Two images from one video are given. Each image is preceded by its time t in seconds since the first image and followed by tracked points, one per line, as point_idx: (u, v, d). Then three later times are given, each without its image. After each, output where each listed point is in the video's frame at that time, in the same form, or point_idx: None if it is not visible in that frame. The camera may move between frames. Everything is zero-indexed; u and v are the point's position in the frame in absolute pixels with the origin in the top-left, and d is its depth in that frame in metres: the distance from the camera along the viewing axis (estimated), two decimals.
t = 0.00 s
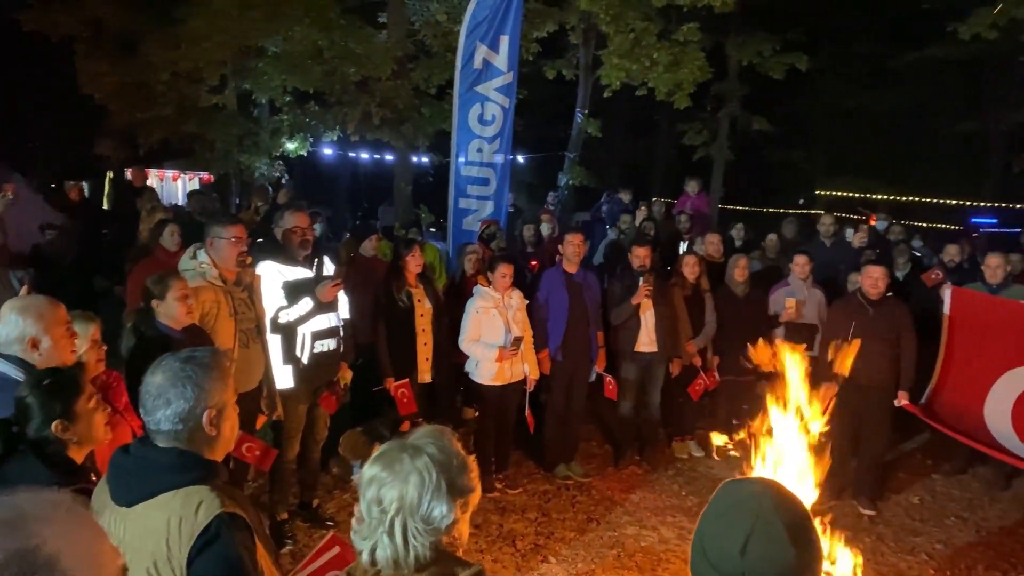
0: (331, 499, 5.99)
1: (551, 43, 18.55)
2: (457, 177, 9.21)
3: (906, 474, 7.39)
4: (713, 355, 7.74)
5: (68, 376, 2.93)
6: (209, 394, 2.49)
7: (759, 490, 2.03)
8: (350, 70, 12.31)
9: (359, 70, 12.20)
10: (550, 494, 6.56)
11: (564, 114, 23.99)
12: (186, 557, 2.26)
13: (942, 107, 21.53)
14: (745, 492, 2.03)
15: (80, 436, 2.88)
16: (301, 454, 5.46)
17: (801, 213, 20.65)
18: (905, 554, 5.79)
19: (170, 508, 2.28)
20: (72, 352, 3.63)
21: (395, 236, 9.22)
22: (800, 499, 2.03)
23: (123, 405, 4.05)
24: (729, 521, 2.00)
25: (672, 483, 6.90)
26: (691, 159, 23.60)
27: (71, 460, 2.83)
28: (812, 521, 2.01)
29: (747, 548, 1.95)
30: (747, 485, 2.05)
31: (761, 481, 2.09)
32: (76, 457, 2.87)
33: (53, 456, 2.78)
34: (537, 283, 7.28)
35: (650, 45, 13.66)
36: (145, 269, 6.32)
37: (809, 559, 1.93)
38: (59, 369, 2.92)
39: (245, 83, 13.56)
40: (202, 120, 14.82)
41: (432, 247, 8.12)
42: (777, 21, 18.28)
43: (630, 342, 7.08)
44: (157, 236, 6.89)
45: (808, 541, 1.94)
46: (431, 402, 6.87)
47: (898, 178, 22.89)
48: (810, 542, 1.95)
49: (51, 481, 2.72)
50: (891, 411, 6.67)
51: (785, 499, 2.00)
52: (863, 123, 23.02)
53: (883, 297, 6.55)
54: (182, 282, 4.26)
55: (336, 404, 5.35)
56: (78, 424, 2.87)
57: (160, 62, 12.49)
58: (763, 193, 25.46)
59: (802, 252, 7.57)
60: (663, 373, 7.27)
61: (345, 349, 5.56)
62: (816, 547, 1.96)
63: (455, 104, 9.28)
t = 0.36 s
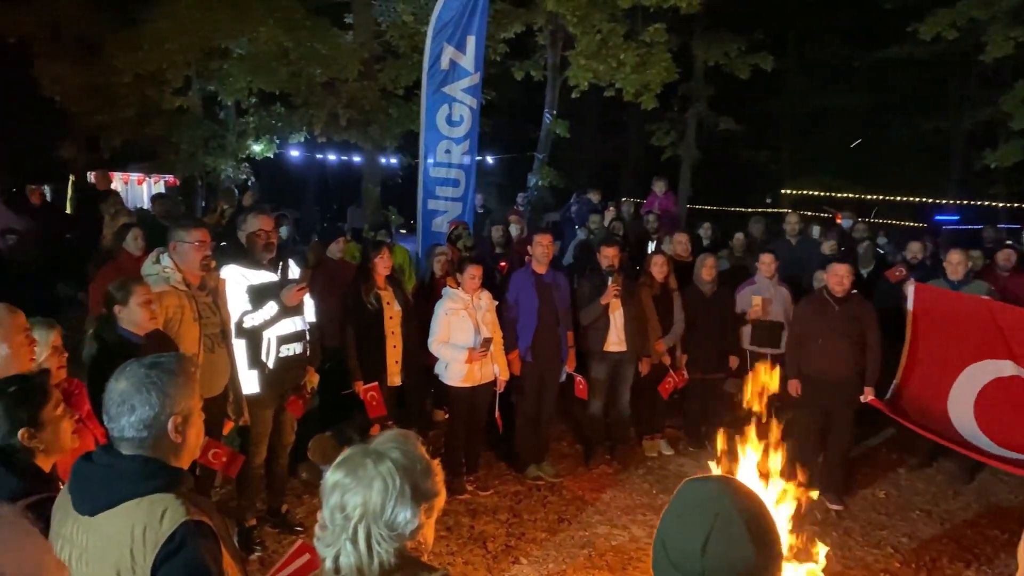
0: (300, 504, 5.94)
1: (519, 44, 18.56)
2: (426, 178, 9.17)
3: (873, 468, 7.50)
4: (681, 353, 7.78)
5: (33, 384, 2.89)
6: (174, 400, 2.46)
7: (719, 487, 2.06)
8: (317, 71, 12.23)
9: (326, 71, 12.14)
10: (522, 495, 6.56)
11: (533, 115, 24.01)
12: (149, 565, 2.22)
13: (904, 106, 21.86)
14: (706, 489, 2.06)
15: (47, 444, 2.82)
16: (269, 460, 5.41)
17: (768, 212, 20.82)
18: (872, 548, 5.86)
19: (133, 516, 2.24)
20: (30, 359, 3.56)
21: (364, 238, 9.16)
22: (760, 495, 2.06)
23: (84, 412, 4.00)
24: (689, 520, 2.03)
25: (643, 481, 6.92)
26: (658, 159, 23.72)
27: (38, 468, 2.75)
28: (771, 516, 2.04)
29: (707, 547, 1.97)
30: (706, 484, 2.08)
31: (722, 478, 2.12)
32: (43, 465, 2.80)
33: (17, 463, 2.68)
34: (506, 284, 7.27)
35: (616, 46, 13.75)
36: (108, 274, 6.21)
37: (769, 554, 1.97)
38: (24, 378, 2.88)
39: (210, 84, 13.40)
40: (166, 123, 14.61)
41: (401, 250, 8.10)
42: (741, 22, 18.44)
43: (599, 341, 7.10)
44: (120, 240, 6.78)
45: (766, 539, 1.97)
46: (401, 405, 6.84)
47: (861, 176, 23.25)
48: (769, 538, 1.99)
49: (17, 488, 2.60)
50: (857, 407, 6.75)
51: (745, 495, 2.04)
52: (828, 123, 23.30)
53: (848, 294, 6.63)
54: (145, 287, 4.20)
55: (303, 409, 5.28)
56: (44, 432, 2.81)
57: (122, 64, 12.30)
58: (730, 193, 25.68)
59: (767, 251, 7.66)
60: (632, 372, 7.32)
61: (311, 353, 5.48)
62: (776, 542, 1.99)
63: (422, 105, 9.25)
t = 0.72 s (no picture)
0: (263, 510, 5.87)
1: (482, 45, 18.54)
2: (390, 180, 9.12)
3: (834, 463, 7.60)
4: (645, 352, 7.82)
5: None
6: (125, 408, 2.42)
7: (673, 489, 2.09)
8: (278, 72, 12.10)
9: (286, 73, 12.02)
10: (488, 496, 6.55)
11: (496, 116, 23.99)
12: None
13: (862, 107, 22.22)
14: (659, 491, 2.09)
15: None
16: (231, 465, 5.34)
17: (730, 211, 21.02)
18: (834, 541, 5.94)
19: (83, 526, 2.19)
20: None
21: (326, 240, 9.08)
22: (711, 492, 2.10)
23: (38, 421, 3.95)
24: (642, 520, 2.06)
25: (608, 480, 6.95)
26: (622, 160, 23.83)
27: None
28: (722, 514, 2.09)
29: (660, 547, 2.00)
30: (658, 484, 2.11)
31: (674, 478, 2.15)
32: None
33: None
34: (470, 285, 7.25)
35: (579, 47, 13.81)
36: (62, 280, 6.09)
37: (721, 550, 2.01)
38: None
39: (168, 86, 13.20)
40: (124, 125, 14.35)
41: (364, 252, 8.06)
42: (702, 23, 18.60)
43: (563, 341, 7.12)
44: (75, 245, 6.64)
45: (717, 537, 2.01)
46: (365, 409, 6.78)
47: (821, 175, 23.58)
48: (721, 534, 2.03)
49: None
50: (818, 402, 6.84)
51: (696, 494, 2.07)
52: (787, 123, 23.60)
53: (807, 291, 6.72)
54: (100, 292, 4.11)
55: (263, 414, 5.26)
56: None
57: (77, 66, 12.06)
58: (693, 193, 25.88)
59: (729, 249, 7.74)
60: (597, 372, 7.34)
61: (272, 358, 5.43)
62: (727, 538, 2.05)
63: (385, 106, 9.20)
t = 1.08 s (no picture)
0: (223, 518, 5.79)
1: (442, 46, 18.45)
2: (349, 181, 9.04)
3: (795, 457, 7.70)
4: (609, 350, 7.85)
5: None
6: (71, 418, 2.37)
7: (625, 489, 2.09)
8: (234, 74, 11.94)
9: (244, 74, 11.86)
10: (452, 498, 6.52)
11: (457, 116, 23.90)
12: None
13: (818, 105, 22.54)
14: (612, 492, 2.09)
15: None
16: (189, 473, 5.26)
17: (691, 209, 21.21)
18: (794, 535, 6.01)
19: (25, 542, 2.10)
20: None
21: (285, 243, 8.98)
22: (663, 491, 2.10)
23: None
24: (595, 521, 2.06)
25: (572, 479, 6.96)
26: (584, 159, 23.91)
27: None
28: (675, 513, 2.09)
29: (612, 548, 2.01)
30: (611, 484, 2.12)
31: (626, 479, 2.15)
32: None
33: None
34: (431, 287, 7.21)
35: (539, 47, 13.83)
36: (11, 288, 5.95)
37: (673, 549, 2.02)
38: None
39: (121, 88, 12.94)
40: (76, 128, 14.04)
41: (323, 254, 7.98)
42: (661, 22, 18.71)
43: (525, 342, 7.10)
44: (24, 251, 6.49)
45: (669, 536, 2.02)
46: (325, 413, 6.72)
47: (779, 173, 23.88)
48: (673, 533, 2.03)
49: None
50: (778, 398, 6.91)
51: (649, 494, 2.08)
52: (746, 121, 23.86)
53: (765, 288, 6.80)
54: (48, 300, 4.02)
55: (222, 421, 5.16)
56: None
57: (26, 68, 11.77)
58: (654, 191, 26.04)
59: (689, 247, 7.80)
60: (559, 371, 7.34)
61: (230, 363, 5.36)
62: (679, 537, 2.05)
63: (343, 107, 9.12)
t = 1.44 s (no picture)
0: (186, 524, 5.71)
1: (405, 45, 18.38)
2: (313, 181, 8.98)
3: (759, 451, 7.78)
4: (575, 349, 7.87)
5: None
6: (20, 429, 2.32)
7: (579, 487, 2.12)
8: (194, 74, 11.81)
9: (204, 75, 11.71)
10: (419, 499, 6.50)
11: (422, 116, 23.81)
12: None
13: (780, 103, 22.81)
14: (567, 490, 2.11)
15: None
16: (151, 480, 5.20)
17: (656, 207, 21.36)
18: (759, 529, 6.08)
19: None
20: None
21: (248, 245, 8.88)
22: (619, 489, 2.13)
23: None
24: (552, 521, 2.09)
25: (540, 478, 6.98)
26: (548, 158, 23.96)
27: None
28: (630, 511, 2.11)
29: (569, 547, 2.03)
30: (568, 483, 2.14)
31: (581, 478, 2.17)
32: None
33: None
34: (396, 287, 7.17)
35: (502, 46, 13.85)
36: None
37: (628, 547, 2.04)
38: None
39: (78, 90, 12.69)
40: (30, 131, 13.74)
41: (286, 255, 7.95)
42: (624, 21, 18.80)
43: (491, 341, 7.10)
44: None
45: (625, 538, 2.05)
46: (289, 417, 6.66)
47: (742, 170, 24.12)
48: (628, 531, 2.06)
49: None
50: (741, 392, 6.99)
51: (604, 493, 2.10)
52: (708, 119, 24.08)
53: (727, 285, 6.87)
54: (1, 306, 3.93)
55: (184, 425, 5.14)
56: None
57: None
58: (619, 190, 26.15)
59: (653, 245, 7.82)
60: (526, 370, 7.35)
61: (191, 367, 5.31)
62: (634, 535, 2.07)
63: (305, 107, 9.05)
